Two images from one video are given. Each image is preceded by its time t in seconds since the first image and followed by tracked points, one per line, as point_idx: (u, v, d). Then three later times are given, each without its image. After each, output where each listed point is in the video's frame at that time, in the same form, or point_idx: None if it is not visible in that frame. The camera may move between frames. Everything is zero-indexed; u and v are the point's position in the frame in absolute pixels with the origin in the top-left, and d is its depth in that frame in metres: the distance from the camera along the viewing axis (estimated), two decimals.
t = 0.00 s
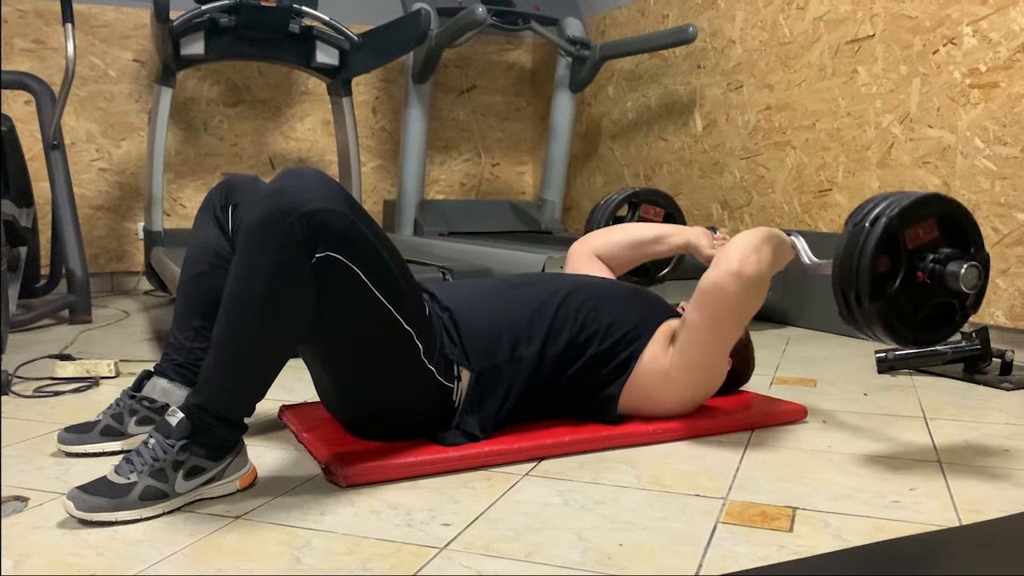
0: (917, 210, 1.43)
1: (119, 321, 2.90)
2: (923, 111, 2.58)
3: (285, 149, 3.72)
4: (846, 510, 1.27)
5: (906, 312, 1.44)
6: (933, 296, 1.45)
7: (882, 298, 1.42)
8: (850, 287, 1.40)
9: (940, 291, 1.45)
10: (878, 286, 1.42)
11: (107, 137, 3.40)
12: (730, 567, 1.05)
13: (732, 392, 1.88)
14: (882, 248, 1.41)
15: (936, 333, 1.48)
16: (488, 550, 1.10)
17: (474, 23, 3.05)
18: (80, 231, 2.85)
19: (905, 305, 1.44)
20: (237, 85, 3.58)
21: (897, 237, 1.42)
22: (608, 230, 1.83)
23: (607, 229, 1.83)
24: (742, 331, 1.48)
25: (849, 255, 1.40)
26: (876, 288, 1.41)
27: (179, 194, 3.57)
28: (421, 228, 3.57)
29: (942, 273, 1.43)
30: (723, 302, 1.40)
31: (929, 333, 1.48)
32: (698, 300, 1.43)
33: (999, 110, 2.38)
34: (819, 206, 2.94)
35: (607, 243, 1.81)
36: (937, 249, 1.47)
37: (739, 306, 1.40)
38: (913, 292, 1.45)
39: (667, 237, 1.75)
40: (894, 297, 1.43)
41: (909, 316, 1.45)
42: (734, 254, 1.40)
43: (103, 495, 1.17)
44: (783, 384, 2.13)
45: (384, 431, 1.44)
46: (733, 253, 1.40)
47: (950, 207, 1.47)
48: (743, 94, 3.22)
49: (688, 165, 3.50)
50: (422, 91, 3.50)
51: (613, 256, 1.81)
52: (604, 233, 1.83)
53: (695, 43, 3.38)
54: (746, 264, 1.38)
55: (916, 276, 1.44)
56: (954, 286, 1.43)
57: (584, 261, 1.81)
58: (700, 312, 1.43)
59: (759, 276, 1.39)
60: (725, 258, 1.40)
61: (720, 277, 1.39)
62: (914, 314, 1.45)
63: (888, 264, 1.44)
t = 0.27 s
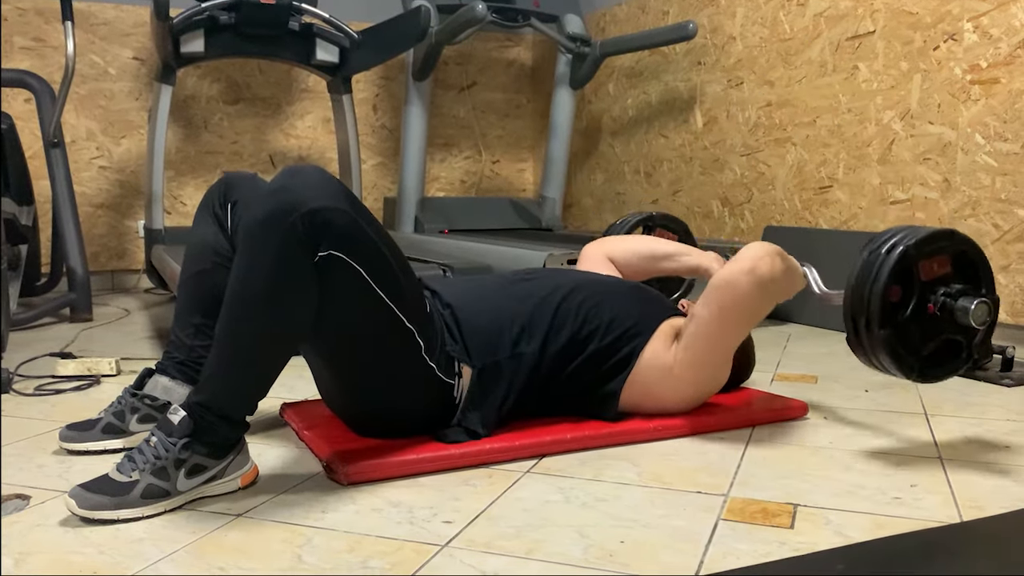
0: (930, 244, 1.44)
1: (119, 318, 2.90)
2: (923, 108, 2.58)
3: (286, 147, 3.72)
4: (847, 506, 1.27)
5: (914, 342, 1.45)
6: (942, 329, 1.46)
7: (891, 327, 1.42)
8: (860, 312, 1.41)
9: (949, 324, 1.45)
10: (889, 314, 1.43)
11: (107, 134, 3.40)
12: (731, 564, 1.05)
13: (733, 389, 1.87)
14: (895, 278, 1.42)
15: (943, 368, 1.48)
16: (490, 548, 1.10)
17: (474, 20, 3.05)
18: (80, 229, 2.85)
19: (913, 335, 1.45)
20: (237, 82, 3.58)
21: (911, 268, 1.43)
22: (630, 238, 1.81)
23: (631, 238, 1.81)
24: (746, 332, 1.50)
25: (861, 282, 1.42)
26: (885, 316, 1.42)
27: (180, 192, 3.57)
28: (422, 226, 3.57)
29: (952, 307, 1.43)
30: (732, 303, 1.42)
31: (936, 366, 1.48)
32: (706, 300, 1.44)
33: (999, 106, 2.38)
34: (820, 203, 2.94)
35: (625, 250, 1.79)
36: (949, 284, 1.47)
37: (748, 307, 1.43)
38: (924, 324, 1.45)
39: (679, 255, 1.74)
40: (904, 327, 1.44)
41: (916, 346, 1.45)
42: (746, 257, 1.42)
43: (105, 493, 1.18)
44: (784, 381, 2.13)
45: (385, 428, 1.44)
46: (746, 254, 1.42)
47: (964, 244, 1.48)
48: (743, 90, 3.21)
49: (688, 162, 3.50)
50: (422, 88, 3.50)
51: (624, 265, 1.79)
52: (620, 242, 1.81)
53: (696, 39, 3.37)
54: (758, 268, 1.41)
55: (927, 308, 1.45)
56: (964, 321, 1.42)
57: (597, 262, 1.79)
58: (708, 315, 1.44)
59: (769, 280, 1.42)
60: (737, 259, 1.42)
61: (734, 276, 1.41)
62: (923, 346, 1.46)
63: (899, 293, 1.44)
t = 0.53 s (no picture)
0: (917, 232, 1.43)
1: (119, 317, 2.90)
2: (924, 105, 2.58)
3: (286, 145, 3.71)
4: (846, 503, 1.27)
5: (906, 332, 1.43)
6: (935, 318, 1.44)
7: (882, 317, 1.41)
8: (851, 304, 1.40)
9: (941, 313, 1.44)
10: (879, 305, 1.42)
11: (107, 133, 3.40)
12: (730, 561, 1.06)
13: (733, 386, 1.87)
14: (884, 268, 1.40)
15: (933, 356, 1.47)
16: (489, 545, 1.10)
17: (474, 17, 3.04)
18: (80, 228, 2.85)
19: (904, 325, 1.43)
20: (237, 80, 3.58)
21: (899, 257, 1.41)
22: (619, 233, 1.81)
23: (621, 232, 1.81)
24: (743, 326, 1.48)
25: (850, 273, 1.41)
26: (876, 307, 1.40)
27: (180, 190, 3.57)
28: (422, 224, 3.57)
29: (942, 295, 1.42)
30: (723, 301, 1.40)
31: (927, 353, 1.46)
32: (700, 298, 1.43)
33: (999, 102, 2.38)
34: (820, 200, 2.94)
35: (616, 245, 1.79)
36: (938, 271, 1.46)
37: (738, 304, 1.40)
38: (913, 314, 1.44)
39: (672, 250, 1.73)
40: (893, 317, 1.42)
41: (908, 337, 1.44)
42: (734, 252, 1.39)
43: (104, 491, 1.18)
44: (784, 378, 2.13)
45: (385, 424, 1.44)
46: (733, 248, 1.39)
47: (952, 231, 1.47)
48: (743, 88, 3.21)
49: (688, 159, 3.49)
50: (422, 86, 3.50)
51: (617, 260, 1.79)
52: (612, 237, 1.81)
53: (696, 37, 3.37)
54: (747, 263, 1.38)
55: (917, 297, 1.43)
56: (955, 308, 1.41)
57: (589, 258, 1.79)
58: (701, 313, 1.43)
59: (759, 275, 1.39)
60: (724, 254, 1.39)
61: (721, 271, 1.39)
62: (912, 336, 1.44)
63: (890, 283, 1.43)
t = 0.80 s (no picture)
0: (846, 173, 1.28)
1: (121, 315, 2.91)
2: (926, 102, 2.57)
3: (287, 143, 3.71)
4: (848, 501, 1.27)
5: (858, 282, 1.32)
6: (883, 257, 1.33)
7: (830, 275, 1.29)
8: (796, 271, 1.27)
9: (886, 252, 1.32)
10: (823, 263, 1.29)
11: (108, 131, 3.40)
12: (733, 558, 1.06)
13: (735, 384, 1.87)
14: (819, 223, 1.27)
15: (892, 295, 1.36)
16: (490, 542, 1.10)
17: (475, 16, 3.04)
18: (82, 226, 2.85)
19: (854, 275, 1.32)
20: (238, 79, 3.58)
21: (832, 207, 1.28)
22: (569, 234, 1.81)
23: (569, 232, 1.81)
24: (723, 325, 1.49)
25: (786, 237, 1.27)
26: (822, 267, 1.28)
27: (181, 189, 3.57)
28: (423, 222, 3.57)
29: (884, 234, 1.30)
30: (684, 312, 1.42)
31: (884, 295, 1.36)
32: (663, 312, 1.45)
33: (1002, 100, 2.37)
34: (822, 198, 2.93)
35: (570, 247, 1.80)
36: (875, 205, 1.33)
37: (699, 312, 1.41)
38: (861, 262, 1.32)
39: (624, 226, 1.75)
40: (840, 271, 1.31)
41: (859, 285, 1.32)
42: (681, 263, 1.41)
43: (106, 490, 1.18)
44: (786, 376, 2.12)
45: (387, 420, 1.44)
46: (681, 261, 1.41)
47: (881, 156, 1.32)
48: (745, 86, 3.20)
49: (690, 157, 3.49)
50: (423, 84, 3.50)
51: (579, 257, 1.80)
52: (563, 240, 1.81)
53: (697, 34, 3.36)
54: (695, 271, 1.40)
55: (859, 242, 1.31)
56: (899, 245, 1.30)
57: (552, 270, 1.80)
58: (668, 325, 1.44)
59: (709, 279, 1.40)
60: (672, 269, 1.42)
61: (675, 286, 1.41)
62: (867, 282, 1.33)
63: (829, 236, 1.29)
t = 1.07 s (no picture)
0: (773, 134, 1.33)
1: (124, 313, 2.91)
2: (930, 100, 2.57)
3: (290, 141, 3.71)
4: (853, 499, 1.27)
5: (817, 226, 1.40)
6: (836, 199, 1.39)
7: (789, 232, 1.37)
8: (756, 241, 1.35)
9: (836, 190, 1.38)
10: (780, 225, 1.37)
11: (111, 129, 3.40)
12: (737, 556, 1.05)
13: (738, 382, 1.87)
14: (762, 192, 1.34)
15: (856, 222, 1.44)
16: (495, 540, 1.10)
17: (478, 13, 3.03)
18: (85, 224, 2.85)
19: (812, 222, 1.39)
20: (241, 77, 3.58)
21: (771, 171, 1.34)
22: (536, 235, 1.82)
23: (535, 233, 1.82)
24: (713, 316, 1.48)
25: (736, 209, 1.35)
26: (779, 228, 1.36)
27: (184, 187, 3.57)
28: (426, 220, 3.57)
29: (829, 177, 1.35)
30: (670, 312, 1.42)
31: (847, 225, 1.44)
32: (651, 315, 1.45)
33: (1006, 97, 2.36)
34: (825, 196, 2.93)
35: (543, 239, 1.80)
36: (813, 147, 1.37)
37: (684, 309, 1.41)
38: (815, 208, 1.40)
39: (584, 201, 1.76)
40: (799, 226, 1.38)
41: (821, 229, 1.40)
42: (659, 263, 1.41)
43: (110, 487, 1.18)
44: (789, 374, 2.12)
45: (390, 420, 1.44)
46: (656, 263, 1.41)
47: (802, 100, 1.36)
48: (749, 83, 3.20)
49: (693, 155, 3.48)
50: (426, 82, 3.49)
51: (556, 244, 1.80)
52: (536, 234, 1.82)
53: (700, 32, 3.36)
54: (674, 270, 1.40)
55: (807, 192, 1.37)
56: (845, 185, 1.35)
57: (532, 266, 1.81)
58: (658, 326, 1.44)
59: (688, 271, 1.40)
60: (650, 273, 1.42)
61: (656, 289, 1.42)
62: (825, 223, 1.41)
63: (776, 196, 1.36)
